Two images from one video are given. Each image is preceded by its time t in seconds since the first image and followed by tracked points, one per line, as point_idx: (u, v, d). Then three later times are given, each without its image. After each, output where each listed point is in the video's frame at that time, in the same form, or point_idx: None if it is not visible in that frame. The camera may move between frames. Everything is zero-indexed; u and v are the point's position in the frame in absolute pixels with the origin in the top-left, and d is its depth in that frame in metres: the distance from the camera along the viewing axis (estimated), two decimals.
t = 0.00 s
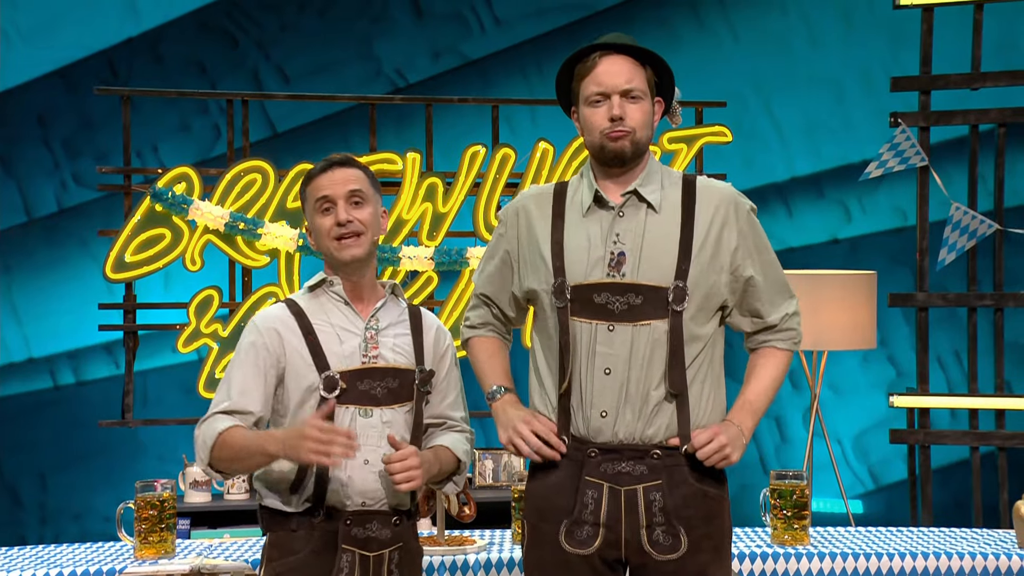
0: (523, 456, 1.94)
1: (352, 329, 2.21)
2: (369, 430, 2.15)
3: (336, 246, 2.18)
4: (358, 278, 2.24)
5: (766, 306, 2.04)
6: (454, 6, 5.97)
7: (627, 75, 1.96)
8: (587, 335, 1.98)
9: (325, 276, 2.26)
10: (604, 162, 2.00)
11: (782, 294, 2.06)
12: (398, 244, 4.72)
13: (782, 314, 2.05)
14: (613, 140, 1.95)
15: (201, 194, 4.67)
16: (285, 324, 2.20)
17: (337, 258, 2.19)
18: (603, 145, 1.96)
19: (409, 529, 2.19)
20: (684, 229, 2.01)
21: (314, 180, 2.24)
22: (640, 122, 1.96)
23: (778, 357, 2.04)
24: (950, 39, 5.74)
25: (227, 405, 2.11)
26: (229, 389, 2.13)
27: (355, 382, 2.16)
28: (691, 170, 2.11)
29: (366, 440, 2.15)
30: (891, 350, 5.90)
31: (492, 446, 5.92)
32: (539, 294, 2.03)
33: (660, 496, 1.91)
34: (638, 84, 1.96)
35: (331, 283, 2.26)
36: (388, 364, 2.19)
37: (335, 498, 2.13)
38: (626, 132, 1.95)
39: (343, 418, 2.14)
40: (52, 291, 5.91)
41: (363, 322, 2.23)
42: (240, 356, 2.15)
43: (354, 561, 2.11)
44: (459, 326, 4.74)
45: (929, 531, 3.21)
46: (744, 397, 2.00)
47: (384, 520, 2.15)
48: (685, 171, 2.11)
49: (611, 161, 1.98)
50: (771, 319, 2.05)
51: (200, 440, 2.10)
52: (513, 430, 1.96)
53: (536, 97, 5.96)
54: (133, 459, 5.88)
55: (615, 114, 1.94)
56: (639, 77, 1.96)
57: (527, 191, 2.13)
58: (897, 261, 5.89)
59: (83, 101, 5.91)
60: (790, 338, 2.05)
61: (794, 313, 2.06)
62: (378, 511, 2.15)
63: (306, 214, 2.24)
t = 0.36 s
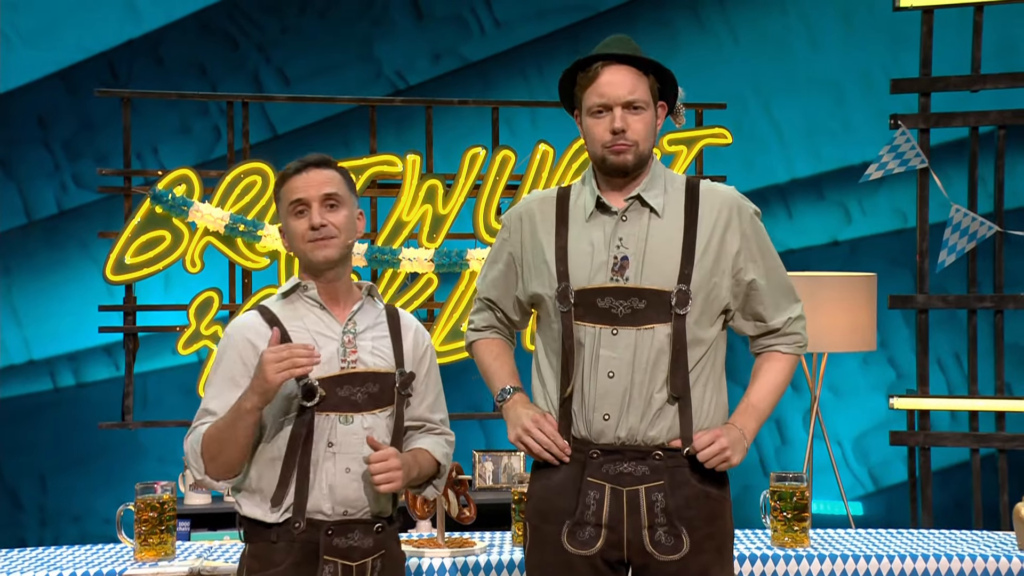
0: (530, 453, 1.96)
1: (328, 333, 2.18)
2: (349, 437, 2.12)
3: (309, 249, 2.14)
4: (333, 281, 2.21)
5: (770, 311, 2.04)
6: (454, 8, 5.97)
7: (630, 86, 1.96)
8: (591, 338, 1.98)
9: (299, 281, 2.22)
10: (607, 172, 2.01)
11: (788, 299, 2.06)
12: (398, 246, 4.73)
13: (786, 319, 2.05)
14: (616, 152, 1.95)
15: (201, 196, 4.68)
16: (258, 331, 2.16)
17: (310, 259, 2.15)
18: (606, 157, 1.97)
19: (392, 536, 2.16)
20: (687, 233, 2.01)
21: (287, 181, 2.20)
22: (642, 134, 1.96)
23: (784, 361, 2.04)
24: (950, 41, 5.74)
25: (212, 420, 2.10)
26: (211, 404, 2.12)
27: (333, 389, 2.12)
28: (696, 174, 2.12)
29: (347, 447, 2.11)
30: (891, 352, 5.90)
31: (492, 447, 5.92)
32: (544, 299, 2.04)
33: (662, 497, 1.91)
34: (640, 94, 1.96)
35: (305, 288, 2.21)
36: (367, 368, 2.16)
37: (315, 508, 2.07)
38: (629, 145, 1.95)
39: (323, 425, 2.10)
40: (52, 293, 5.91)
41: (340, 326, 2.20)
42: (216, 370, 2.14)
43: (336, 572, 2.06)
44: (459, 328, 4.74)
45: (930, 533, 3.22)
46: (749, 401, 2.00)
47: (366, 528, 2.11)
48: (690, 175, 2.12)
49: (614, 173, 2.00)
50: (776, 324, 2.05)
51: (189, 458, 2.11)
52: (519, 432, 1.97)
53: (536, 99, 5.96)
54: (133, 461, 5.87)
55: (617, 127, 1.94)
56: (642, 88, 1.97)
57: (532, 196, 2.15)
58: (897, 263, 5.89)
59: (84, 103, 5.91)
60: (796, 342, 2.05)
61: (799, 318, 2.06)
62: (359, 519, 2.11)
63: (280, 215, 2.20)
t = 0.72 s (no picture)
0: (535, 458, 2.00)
1: (307, 341, 2.14)
2: (331, 444, 2.10)
3: (285, 279, 2.10)
4: (311, 299, 2.18)
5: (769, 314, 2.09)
6: (454, 9, 5.97)
7: (616, 69, 2.07)
8: (589, 343, 2.02)
9: (274, 289, 2.19)
10: (603, 156, 2.07)
11: (787, 301, 2.11)
12: (398, 246, 4.73)
13: (785, 321, 2.09)
14: (608, 130, 2.03)
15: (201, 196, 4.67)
16: (234, 340, 2.11)
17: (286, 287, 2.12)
18: (598, 135, 2.04)
19: (374, 537, 2.15)
20: (686, 237, 2.04)
21: (259, 201, 2.12)
22: (633, 113, 2.04)
23: (783, 363, 2.09)
24: (950, 41, 5.74)
25: (196, 437, 2.05)
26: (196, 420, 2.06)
27: (315, 398, 2.10)
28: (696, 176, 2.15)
29: (329, 455, 2.10)
30: (892, 352, 5.90)
31: (492, 448, 5.92)
32: (543, 303, 2.07)
33: (658, 501, 1.95)
34: (627, 78, 2.06)
35: (279, 297, 2.18)
36: (348, 373, 2.14)
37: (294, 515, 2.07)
38: (620, 122, 2.03)
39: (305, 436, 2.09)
40: (52, 294, 5.91)
41: (319, 332, 2.16)
42: (195, 383, 2.08)
43: None
44: (459, 329, 4.73)
45: (930, 534, 3.22)
46: (745, 406, 2.04)
47: (348, 531, 2.11)
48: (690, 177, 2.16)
49: (609, 153, 2.06)
50: (775, 327, 2.09)
51: (176, 481, 2.05)
52: (524, 438, 2.01)
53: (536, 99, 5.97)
54: (133, 462, 5.88)
55: (607, 105, 2.03)
56: (627, 71, 2.08)
57: (534, 196, 2.18)
58: (897, 264, 5.89)
59: (84, 104, 5.92)
60: (795, 345, 2.09)
61: (799, 321, 2.10)
62: (341, 523, 2.10)
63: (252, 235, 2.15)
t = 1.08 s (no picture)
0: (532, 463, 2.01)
1: (300, 343, 2.14)
2: (330, 447, 2.10)
3: (275, 276, 2.10)
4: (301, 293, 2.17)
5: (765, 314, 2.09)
6: (454, 9, 5.97)
7: (612, 65, 2.08)
8: (587, 343, 2.02)
9: (264, 290, 2.18)
10: (601, 147, 2.07)
11: (783, 302, 2.11)
12: (398, 247, 4.72)
13: (781, 321, 2.10)
14: (607, 120, 2.02)
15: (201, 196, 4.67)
16: (227, 345, 2.10)
17: (277, 285, 2.12)
18: (597, 126, 2.03)
19: (371, 536, 2.16)
20: (683, 236, 2.04)
21: (242, 201, 2.12)
22: (631, 105, 2.04)
23: (780, 364, 2.09)
24: (950, 41, 5.74)
25: (194, 448, 2.04)
26: (192, 430, 2.05)
27: (312, 401, 2.09)
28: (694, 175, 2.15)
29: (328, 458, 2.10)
30: (892, 352, 5.90)
31: (492, 448, 5.92)
32: (540, 303, 2.07)
33: (658, 500, 1.95)
34: (623, 73, 2.07)
35: (271, 298, 2.18)
36: (343, 374, 2.14)
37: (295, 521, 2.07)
38: (619, 112, 2.03)
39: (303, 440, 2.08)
40: (52, 294, 5.91)
41: (312, 333, 2.16)
42: (190, 392, 2.07)
43: None
44: (459, 329, 4.73)
45: (930, 533, 3.22)
46: (743, 406, 2.04)
47: (347, 533, 2.12)
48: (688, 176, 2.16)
49: (607, 146, 2.06)
50: (771, 328, 2.09)
51: (178, 494, 2.05)
52: (520, 443, 2.01)
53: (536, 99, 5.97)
54: (133, 462, 5.88)
55: (605, 96, 2.03)
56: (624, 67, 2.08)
57: (532, 197, 2.18)
58: (897, 264, 5.89)
59: (84, 104, 5.92)
60: (791, 345, 2.09)
61: (795, 321, 2.10)
62: (341, 526, 2.11)
63: (238, 236, 2.14)
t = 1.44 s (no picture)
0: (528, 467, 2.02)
1: (295, 341, 2.14)
2: (327, 445, 2.10)
3: (267, 264, 2.11)
4: (295, 287, 2.17)
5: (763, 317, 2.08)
6: (454, 9, 5.97)
7: (600, 81, 2.04)
8: (586, 344, 2.02)
9: (259, 289, 2.17)
10: (591, 168, 2.08)
11: (780, 306, 2.10)
12: (398, 247, 4.72)
13: (779, 325, 2.09)
14: (594, 144, 2.03)
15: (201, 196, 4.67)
16: (224, 344, 2.10)
17: (268, 274, 2.12)
18: (584, 151, 2.05)
19: (371, 539, 2.17)
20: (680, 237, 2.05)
21: (233, 190, 2.13)
22: (619, 124, 2.04)
23: (778, 369, 2.08)
24: (950, 41, 5.74)
25: (191, 448, 2.04)
26: (189, 430, 2.05)
27: (309, 399, 2.09)
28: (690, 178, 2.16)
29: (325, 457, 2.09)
30: (892, 352, 5.90)
31: (492, 448, 5.92)
32: (539, 305, 2.08)
33: (656, 499, 1.96)
34: (612, 86, 2.04)
35: (266, 295, 2.17)
36: (339, 372, 2.14)
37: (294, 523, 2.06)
38: (605, 135, 2.03)
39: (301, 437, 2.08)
40: (52, 293, 5.91)
41: (307, 332, 2.16)
42: (187, 392, 2.07)
43: None
44: (459, 329, 4.73)
45: (930, 534, 3.22)
46: (740, 412, 2.03)
47: (347, 536, 2.12)
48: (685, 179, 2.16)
49: (596, 169, 2.08)
50: (769, 331, 2.08)
51: (176, 495, 2.05)
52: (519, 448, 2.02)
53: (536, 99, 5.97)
54: (133, 462, 5.88)
55: (590, 121, 2.02)
56: (613, 81, 2.05)
57: (529, 201, 2.18)
58: (897, 263, 5.89)
59: (83, 104, 5.92)
60: (788, 350, 2.08)
61: (793, 327, 2.09)
62: (341, 528, 2.12)
63: (230, 229, 2.15)
